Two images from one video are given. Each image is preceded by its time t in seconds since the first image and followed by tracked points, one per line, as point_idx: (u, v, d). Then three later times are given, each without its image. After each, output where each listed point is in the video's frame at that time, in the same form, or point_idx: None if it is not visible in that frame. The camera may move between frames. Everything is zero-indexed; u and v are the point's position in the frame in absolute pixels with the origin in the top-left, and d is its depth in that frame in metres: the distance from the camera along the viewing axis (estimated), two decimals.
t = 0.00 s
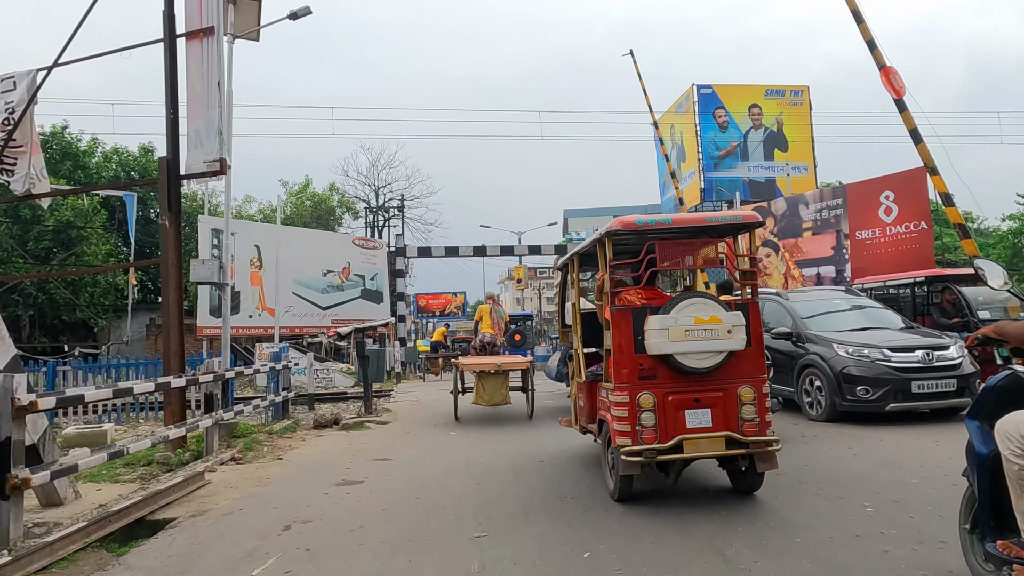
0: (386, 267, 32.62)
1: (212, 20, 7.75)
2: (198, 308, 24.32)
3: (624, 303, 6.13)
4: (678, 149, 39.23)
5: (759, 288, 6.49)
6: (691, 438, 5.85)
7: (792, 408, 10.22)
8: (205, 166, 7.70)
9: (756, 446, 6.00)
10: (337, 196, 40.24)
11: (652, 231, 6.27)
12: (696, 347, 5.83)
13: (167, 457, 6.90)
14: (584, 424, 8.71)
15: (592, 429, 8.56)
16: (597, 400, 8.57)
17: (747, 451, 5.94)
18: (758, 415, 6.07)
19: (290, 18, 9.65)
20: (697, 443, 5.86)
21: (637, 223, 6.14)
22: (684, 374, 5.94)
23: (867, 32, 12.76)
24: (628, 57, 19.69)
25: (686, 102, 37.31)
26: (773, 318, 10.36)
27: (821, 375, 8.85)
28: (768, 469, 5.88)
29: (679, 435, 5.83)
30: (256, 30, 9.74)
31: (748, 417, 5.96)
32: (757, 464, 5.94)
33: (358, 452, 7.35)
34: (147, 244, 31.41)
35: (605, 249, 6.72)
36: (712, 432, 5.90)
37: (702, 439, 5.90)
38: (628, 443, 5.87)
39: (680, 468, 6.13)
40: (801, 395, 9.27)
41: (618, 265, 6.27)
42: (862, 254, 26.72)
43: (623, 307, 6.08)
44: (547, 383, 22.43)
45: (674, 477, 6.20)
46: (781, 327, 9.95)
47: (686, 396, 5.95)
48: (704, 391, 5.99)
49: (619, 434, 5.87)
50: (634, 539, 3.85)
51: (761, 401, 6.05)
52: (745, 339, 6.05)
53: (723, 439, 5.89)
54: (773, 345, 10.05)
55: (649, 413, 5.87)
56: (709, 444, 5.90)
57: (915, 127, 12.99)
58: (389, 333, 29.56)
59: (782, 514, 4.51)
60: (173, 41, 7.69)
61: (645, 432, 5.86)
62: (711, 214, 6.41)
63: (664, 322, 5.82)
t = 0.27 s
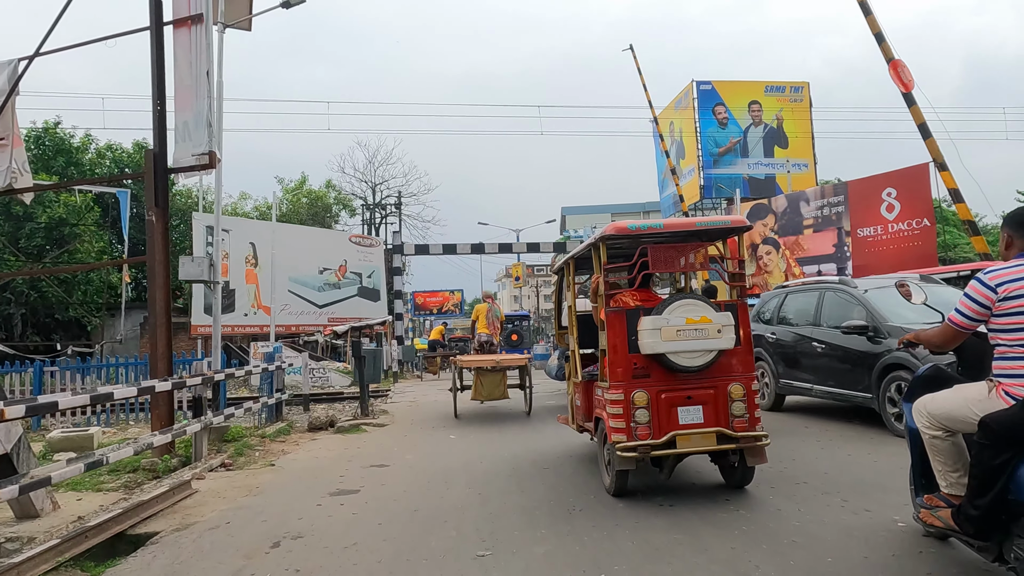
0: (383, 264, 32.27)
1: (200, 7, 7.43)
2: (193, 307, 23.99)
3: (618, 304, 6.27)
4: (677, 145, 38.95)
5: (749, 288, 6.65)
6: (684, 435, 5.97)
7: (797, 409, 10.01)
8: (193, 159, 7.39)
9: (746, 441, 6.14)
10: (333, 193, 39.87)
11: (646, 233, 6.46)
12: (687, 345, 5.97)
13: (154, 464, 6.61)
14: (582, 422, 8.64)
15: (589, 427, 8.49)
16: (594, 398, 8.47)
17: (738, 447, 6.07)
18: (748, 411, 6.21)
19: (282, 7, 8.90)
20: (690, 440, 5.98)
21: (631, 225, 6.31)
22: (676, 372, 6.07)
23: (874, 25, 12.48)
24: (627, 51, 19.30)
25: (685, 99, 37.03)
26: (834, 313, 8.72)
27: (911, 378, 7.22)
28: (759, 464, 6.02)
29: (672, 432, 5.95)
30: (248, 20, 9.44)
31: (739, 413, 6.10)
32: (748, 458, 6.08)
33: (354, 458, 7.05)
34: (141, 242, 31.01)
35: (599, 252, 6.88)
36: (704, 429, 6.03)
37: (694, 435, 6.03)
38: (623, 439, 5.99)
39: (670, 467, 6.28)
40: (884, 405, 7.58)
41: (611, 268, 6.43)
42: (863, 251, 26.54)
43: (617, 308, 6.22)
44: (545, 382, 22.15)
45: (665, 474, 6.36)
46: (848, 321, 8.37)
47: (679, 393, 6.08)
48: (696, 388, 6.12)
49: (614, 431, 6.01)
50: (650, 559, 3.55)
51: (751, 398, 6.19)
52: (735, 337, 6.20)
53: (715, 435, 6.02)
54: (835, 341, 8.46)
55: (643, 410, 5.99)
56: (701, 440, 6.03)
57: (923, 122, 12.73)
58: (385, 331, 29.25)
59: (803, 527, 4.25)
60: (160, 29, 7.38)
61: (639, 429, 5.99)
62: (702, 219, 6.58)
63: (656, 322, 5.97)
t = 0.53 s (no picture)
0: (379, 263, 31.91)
1: None
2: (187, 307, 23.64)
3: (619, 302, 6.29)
4: (674, 142, 38.69)
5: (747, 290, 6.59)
6: (684, 429, 6.03)
7: (807, 408, 9.72)
8: (182, 150, 7.07)
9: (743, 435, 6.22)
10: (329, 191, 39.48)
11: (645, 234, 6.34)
12: (687, 343, 6.02)
13: (141, 470, 6.29)
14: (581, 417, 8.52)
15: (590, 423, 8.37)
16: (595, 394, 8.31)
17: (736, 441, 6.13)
18: (745, 407, 6.28)
19: None
20: (689, 434, 6.04)
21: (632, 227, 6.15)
22: (676, 369, 6.12)
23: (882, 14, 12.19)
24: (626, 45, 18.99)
25: (683, 95, 36.77)
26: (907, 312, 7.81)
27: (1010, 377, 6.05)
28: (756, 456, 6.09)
29: (672, 426, 6.00)
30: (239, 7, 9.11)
31: (736, 408, 6.17)
32: (745, 452, 6.16)
33: (353, 461, 6.74)
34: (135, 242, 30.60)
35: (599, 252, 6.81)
36: (703, 423, 6.09)
37: (693, 429, 6.10)
38: (624, 434, 6.04)
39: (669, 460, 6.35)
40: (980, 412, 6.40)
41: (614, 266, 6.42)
42: (864, 247, 26.30)
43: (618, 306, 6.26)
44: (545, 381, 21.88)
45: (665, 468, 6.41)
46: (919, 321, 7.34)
47: (678, 389, 6.13)
48: (694, 384, 6.16)
49: (615, 425, 6.05)
50: None
51: (749, 394, 6.25)
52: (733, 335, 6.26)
53: (713, 429, 6.08)
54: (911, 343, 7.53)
55: (643, 406, 6.05)
56: (700, 434, 6.09)
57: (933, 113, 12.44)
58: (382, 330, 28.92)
59: (836, 533, 3.94)
60: (146, 13, 7.04)
61: (640, 424, 6.04)
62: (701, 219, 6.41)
63: (657, 320, 6.00)
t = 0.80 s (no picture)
0: (379, 263, 31.67)
1: None
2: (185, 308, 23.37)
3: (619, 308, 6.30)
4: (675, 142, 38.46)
5: (744, 296, 6.57)
6: (682, 431, 6.04)
7: (818, 412, 9.45)
8: (175, 147, 6.80)
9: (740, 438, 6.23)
10: (328, 191, 39.22)
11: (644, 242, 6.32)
12: (685, 347, 6.04)
13: (132, 481, 6.03)
14: (583, 420, 8.46)
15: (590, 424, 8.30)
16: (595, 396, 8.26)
17: (734, 444, 6.14)
18: (742, 410, 6.30)
19: None
20: (687, 436, 6.05)
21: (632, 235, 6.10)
22: (674, 373, 6.13)
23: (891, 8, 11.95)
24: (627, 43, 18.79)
25: (683, 94, 36.55)
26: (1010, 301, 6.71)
27: None
28: (753, 457, 6.13)
29: (671, 428, 6.01)
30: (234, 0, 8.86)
31: (733, 411, 6.19)
32: (741, 453, 6.16)
33: (354, 470, 6.47)
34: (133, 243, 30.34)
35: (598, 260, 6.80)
36: (701, 425, 6.10)
37: (692, 431, 6.10)
38: (623, 435, 6.04)
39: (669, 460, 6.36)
40: None
41: (614, 273, 6.41)
42: (867, 246, 26.11)
43: (619, 312, 6.26)
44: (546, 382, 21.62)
45: (665, 468, 6.44)
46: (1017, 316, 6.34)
47: (677, 392, 6.14)
48: (693, 387, 6.17)
49: (616, 428, 6.04)
50: None
51: (745, 397, 6.27)
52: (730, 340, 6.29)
53: (711, 431, 6.08)
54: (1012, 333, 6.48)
55: (643, 408, 6.05)
56: (698, 436, 6.09)
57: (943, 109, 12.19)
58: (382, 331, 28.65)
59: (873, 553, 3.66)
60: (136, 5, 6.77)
61: (640, 426, 6.04)
62: (699, 228, 6.34)
63: (656, 325, 6.02)
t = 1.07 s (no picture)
0: (380, 263, 31.40)
1: None
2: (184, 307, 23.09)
3: (618, 308, 6.41)
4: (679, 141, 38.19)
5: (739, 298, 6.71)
6: (679, 427, 6.18)
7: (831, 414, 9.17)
8: (166, 137, 6.53)
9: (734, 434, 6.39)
10: (329, 190, 38.94)
11: (642, 244, 6.42)
12: (682, 346, 6.18)
13: (119, 485, 5.75)
14: (581, 418, 8.58)
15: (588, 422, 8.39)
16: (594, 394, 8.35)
17: (728, 439, 6.30)
18: (736, 407, 6.46)
19: None
20: (683, 432, 6.20)
21: (631, 237, 6.20)
22: (671, 371, 6.27)
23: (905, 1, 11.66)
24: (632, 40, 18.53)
25: (687, 94, 36.29)
26: None
27: None
28: (746, 453, 6.29)
29: (667, 424, 6.15)
30: None
31: (727, 408, 6.34)
32: (735, 449, 6.31)
33: (352, 474, 6.21)
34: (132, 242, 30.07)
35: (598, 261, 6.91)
36: (696, 421, 6.25)
37: (687, 427, 6.24)
38: (621, 431, 6.20)
39: (664, 456, 6.44)
40: None
41: (614, 273, 6.54)
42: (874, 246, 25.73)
43: (618, 312, 6.38)
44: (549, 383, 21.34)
45: (660, 463, 6.54)
46: None
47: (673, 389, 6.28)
48: (688, 385, 6.31)
49: (614, 423, 6.20)
50: None
51: (739, 394, 6.42)
52: (724, 339, 6.43)
53: (706, 427, 6.24)
54: None
55: (641, 405, 6.20)
56: (693, 432, 6.25)
57: (957, 104, 11.89)
58: (383, 331, 28.37)
59: (909, 568, 3.39)
60: None
61: (638, 421, 6.19)
62: (696, 231, 6.46)
63: (654, 324, 6.15)
